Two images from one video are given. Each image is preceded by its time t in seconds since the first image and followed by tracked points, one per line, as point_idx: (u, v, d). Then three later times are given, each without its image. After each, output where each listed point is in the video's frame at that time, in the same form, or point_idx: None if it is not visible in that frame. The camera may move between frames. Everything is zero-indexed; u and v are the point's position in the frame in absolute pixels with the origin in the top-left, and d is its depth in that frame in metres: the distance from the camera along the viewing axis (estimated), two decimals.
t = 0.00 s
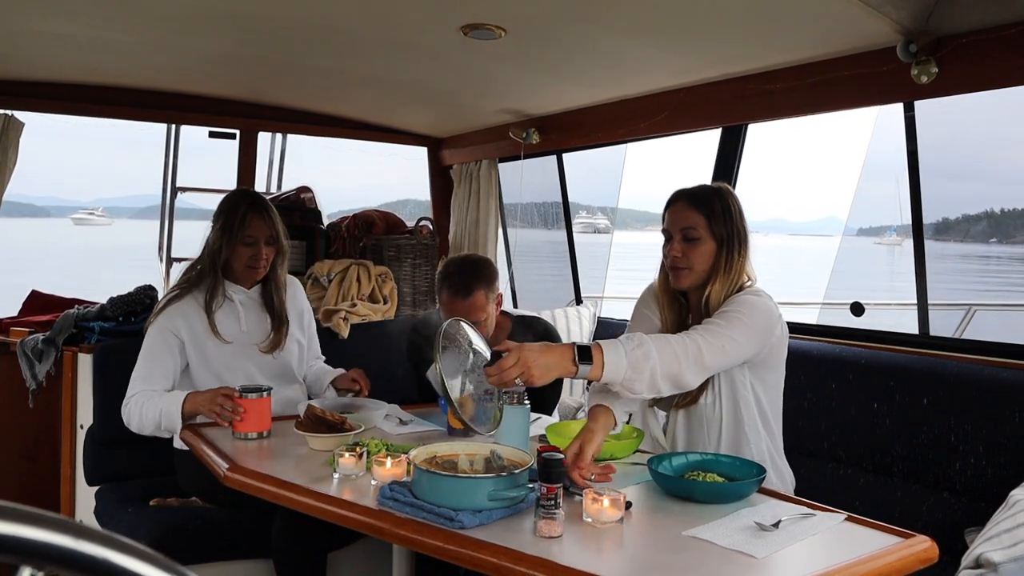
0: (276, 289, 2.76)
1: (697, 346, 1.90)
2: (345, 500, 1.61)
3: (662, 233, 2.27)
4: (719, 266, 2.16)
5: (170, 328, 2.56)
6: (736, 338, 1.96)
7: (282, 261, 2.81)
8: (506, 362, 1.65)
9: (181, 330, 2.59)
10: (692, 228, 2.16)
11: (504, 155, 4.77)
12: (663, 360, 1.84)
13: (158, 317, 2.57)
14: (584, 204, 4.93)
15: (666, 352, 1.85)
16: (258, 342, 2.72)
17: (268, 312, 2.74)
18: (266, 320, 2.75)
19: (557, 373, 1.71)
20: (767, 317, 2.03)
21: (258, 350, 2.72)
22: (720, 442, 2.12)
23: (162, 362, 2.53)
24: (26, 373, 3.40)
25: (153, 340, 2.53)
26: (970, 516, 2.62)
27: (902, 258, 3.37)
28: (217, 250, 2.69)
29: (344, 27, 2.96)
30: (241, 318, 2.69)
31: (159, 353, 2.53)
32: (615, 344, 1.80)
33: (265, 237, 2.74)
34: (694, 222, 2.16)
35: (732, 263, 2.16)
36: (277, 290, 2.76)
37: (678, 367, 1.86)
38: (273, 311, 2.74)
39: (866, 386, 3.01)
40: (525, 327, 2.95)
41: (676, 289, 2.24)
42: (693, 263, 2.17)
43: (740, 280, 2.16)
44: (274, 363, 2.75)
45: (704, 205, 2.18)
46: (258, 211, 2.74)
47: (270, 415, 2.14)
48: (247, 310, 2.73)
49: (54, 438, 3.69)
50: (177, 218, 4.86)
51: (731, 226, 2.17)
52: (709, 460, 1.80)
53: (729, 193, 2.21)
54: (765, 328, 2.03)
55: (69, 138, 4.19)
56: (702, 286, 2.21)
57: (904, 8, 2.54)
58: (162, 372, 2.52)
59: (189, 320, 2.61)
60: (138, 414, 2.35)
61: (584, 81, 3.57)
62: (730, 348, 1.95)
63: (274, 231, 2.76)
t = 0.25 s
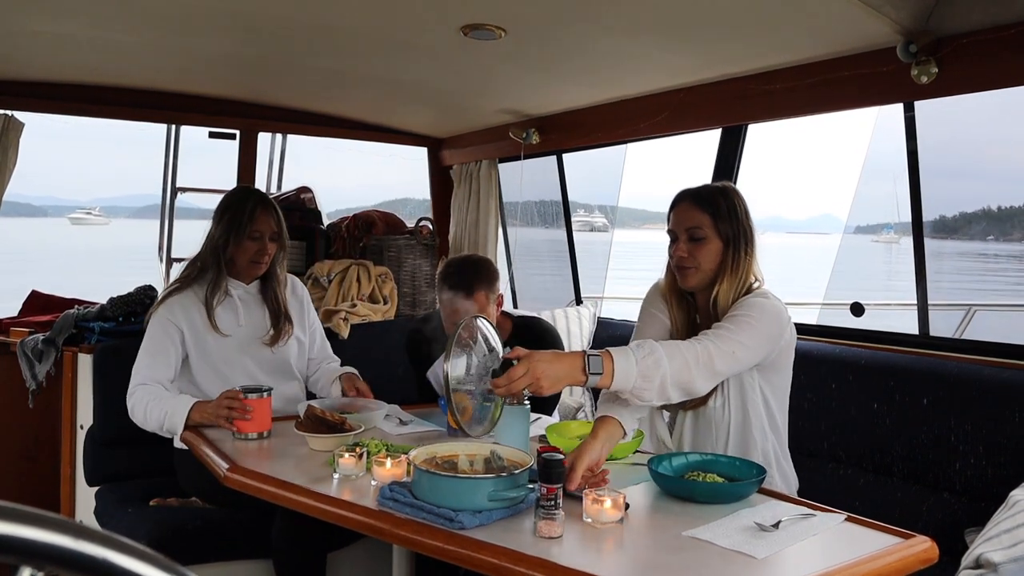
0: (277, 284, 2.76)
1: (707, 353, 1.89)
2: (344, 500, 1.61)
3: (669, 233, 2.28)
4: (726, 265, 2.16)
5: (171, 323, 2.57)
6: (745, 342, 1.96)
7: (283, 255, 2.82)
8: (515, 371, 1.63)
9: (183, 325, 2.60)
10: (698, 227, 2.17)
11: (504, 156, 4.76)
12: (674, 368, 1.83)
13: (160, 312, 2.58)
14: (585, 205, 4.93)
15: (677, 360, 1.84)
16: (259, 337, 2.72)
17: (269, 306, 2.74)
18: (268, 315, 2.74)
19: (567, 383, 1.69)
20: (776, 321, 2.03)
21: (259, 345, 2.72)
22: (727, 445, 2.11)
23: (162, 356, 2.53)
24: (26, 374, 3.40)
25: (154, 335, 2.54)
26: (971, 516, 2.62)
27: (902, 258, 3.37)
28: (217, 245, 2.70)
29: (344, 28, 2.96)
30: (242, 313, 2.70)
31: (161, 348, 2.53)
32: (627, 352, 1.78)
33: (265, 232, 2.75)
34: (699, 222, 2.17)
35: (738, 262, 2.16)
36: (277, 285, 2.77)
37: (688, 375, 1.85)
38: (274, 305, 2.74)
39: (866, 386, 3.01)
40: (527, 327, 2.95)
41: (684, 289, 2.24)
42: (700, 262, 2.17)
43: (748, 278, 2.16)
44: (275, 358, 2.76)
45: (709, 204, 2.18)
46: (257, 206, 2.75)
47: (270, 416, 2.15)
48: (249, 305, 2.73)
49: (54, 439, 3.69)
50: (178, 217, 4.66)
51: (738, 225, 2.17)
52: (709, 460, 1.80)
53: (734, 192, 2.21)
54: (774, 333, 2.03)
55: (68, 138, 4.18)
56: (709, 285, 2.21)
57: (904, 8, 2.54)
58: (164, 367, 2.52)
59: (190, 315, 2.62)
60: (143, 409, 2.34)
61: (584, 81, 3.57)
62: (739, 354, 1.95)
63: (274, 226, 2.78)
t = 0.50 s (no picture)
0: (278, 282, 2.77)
1: (715, 356, 1.90)
2: (344, 501, 1.61)
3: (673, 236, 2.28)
4: (731, 268, 2.17)
5: (173, 322, 2.57)
6: (753, 345, 1.96)
7: (284, 253, 2.82)
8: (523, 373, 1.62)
9: (184, 323, 2.60)
10: (702, 231, 2.17)
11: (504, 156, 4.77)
12: (682, 370, 1.84)
13: (161, 311, 2.58)
14: (585, 205, 4.93)
15: (685, 362, 1.84)
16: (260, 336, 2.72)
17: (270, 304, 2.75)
18: (268, 313, 2.75)
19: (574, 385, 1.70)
20: (785, 324, 2.03)
21: (259, 343, 2.72)
22: (730, 446, 2.11)
23: (165, 355, 2.53)
24: (26, 374, 3.40)
25: (156, 334, 2.54)
26: (971, 517, 2.62)
27: (901, 257, 3.37)
28: (219, 243, 2.70)
29: (344, 28, 2.96)
30: (243, 311, 2.70)
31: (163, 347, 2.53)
32: (634, 354, 1.79)
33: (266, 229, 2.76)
34: (703, 226, 2.17)
35: (744, 265, 2.16)
36: (278, 282, 2.77)
37: (696, 377, 1.86)
38: (275, 303, 2.74)
39: (866, 386, 3.01)
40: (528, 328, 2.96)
41: (690, 292, 2.25)
42: (707, 266, 2.18)
43: (753, 280, 2.16)
44: (277, 356, 2.76)
45: (713, 208, 2.18)
46: (259, 203, 2.76)
47: (267, 416, 2.14)
48: (251, 303, 2.74)
49: (54, 440, 3.69)
50: (178, 216, 4.62)
51: (742, 226, 2.17)
52: (709, 460, 1.80)
53: (737, 193, 2.20)
54: (781, 336, 2.03)
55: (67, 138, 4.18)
56: (715, 288, 2.21)
57: (904, 8, 2.54)
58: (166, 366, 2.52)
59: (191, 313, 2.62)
60: (145, 409, 2.34)
61: (584, 82, 3.57)
62: (747, 357, 1.95)
63: (275, 223, 2.78)
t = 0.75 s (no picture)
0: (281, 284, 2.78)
1: (726, 352, 1.90)
2: (344, 502, 1.61)
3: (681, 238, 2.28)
4: (741, 269, 2.17)
5: (177, 322, 2.57)
6: (764, 341, 1.96)
7: (287, 255, 2.83)
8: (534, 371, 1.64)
9: (188, 323, 2.60)
10: (711, 233, 2.17)
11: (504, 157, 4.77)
12: (693, 367, 1.83)
13: (165, 312, 2.58)
14: (585, 206, 4.93)
15: (696, 358, 1.84)
16: (263, 338, 2.72)
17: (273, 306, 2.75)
18: (271, 315, 2.75)
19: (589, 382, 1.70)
20: (795, 323, 2.04)
21: (262, 345, 2.72)
22: (737, 446, 2.11)
23: (168, 356, 2.53)
24: (26, 375, 3.40)
25: (159, 334, 2.54)
26: (970, 517, 2.62)
27: (901, 258, 3.37)
28: (222, 245, 2.71)
29: (344, 29, 2.96)
30: (246, 313, 2.70)
31: (166, 347, 2.53)
32: (646, 350, 1.79)
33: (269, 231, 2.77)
34: (712, 228, 2.17)
35: (753, 265, 2.17)
36: (281, 284, 2.78)
37: (707, 374, 1.86)
38: (278, 305, 2.75)
39: (866, 387, 3.02)
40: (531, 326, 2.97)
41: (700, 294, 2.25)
42: (716, 268, 2.18)
43: (762, 280, 2.17)
44: (279, 359, 2.76)
45: (721, 209, 2.18)
46: (262, 204, 2.78)
47: (259, 416, 2.12)
48: (254, 305, 2.74)
49: (53, 440, 3.70)
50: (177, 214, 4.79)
51: (751, 227, 2.17)
52: (709, 461, 1.80)
53: (745, 194, 2.20)
54: (791, 334, 2.03)
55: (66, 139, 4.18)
56: (725, 289, 2.22)
57: (903, 9, 2.55)
58: (169, 366, 2.52)
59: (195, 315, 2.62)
60: (146, 410, 2.35)
61: (584, 83, 3.58)
62: (758, 354, 1.95)
63: (278, 224, 2.79)
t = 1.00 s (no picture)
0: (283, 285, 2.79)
1: (726, 355, 1.91)
2: (344, 502, 1.61)
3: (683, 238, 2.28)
4: (742, 269, 2.17)
5: (180, 321, 2.58)
6: (765, 344, 1.96)
7: (289, 257, 2.84)
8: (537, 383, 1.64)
9: (191, 323, 2.60)
10: (712, 233, 2.17)
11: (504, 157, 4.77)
12: (694, 370, 1.84)
13: (168, 312, 2.58)
14: (586, 207, 4.93)
15: (696, 361, 1.85)
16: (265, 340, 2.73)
17: (276, 307, 2.75)
18: (273, 316, 2.75)
19: (591, 389, 1.70)
20: (795, 323, 2.04)
21: (264, 347, 2.72)
22: (736, 448, 2.11)
23: (171, 356, 2.53)
24: (26, 375, 3.40)
25: (163, 334, 2.54)
26: (970, 518, 2.62)
27: (901, 258, 3.37)
28: (225, 246, 2.72)
29: (344, 29, 2.96)
30: (249, 314, 2.70)
31: (170, 345, 2.54)
32: (646, 355, 1.80)
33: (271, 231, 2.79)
34: (713, 227, 2.17)
35: (754, 265, 2.17)
36: (283, 285, 2.79)
37: (708, 377, 1.87)
38: (280, 306, 2.75)
39: (866, 387, 3.02)
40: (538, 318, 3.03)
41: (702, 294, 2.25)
42: (718, 267, 2.18)
43: (763, 280, 2.17)
44: (281, 361, 2.76)
45: (723, 209, 2.18)
46: (263, 206, 2.80)
47: (260, 419, 2.10)
48: (256, 306, 2.74)
49: (53, 441, 3.70)
50: (177, 212, 4.74)
51: (753, 227, 2.17)
52: (709, 462, 1.80)
53: (747, 194, 2.21)
54: (791, 335, 2.03)
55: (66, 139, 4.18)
56: (726, 289, 2.22)
57: (903, 9, 2.55)
58: (172, 364, 2.53)
59: (199, 315, 2.62)
60: (147, 409, 2.35)
61: (584, 83, 3.58)
62: (759, 356, 1.95)
63: (279, 225, 2.81)
